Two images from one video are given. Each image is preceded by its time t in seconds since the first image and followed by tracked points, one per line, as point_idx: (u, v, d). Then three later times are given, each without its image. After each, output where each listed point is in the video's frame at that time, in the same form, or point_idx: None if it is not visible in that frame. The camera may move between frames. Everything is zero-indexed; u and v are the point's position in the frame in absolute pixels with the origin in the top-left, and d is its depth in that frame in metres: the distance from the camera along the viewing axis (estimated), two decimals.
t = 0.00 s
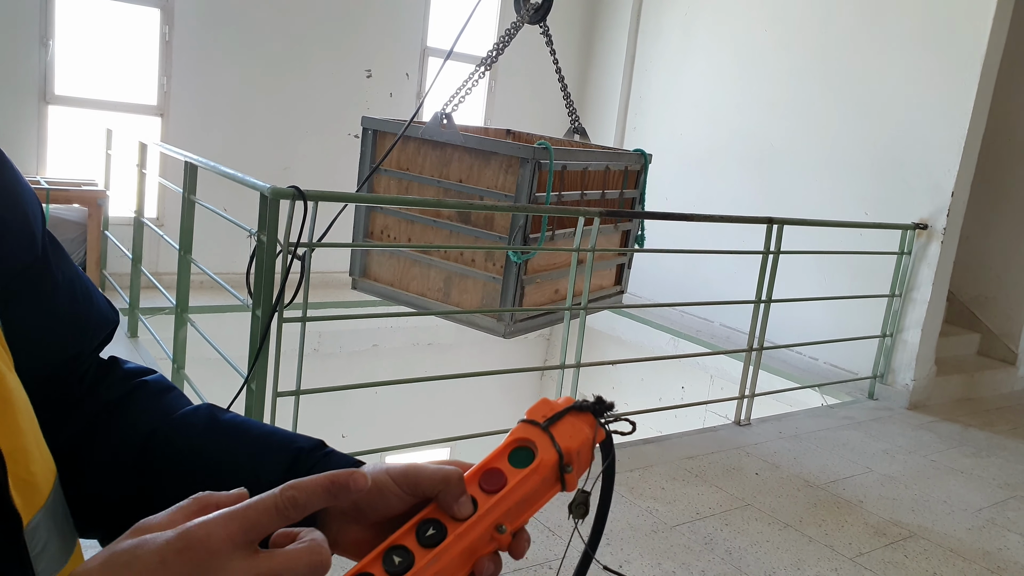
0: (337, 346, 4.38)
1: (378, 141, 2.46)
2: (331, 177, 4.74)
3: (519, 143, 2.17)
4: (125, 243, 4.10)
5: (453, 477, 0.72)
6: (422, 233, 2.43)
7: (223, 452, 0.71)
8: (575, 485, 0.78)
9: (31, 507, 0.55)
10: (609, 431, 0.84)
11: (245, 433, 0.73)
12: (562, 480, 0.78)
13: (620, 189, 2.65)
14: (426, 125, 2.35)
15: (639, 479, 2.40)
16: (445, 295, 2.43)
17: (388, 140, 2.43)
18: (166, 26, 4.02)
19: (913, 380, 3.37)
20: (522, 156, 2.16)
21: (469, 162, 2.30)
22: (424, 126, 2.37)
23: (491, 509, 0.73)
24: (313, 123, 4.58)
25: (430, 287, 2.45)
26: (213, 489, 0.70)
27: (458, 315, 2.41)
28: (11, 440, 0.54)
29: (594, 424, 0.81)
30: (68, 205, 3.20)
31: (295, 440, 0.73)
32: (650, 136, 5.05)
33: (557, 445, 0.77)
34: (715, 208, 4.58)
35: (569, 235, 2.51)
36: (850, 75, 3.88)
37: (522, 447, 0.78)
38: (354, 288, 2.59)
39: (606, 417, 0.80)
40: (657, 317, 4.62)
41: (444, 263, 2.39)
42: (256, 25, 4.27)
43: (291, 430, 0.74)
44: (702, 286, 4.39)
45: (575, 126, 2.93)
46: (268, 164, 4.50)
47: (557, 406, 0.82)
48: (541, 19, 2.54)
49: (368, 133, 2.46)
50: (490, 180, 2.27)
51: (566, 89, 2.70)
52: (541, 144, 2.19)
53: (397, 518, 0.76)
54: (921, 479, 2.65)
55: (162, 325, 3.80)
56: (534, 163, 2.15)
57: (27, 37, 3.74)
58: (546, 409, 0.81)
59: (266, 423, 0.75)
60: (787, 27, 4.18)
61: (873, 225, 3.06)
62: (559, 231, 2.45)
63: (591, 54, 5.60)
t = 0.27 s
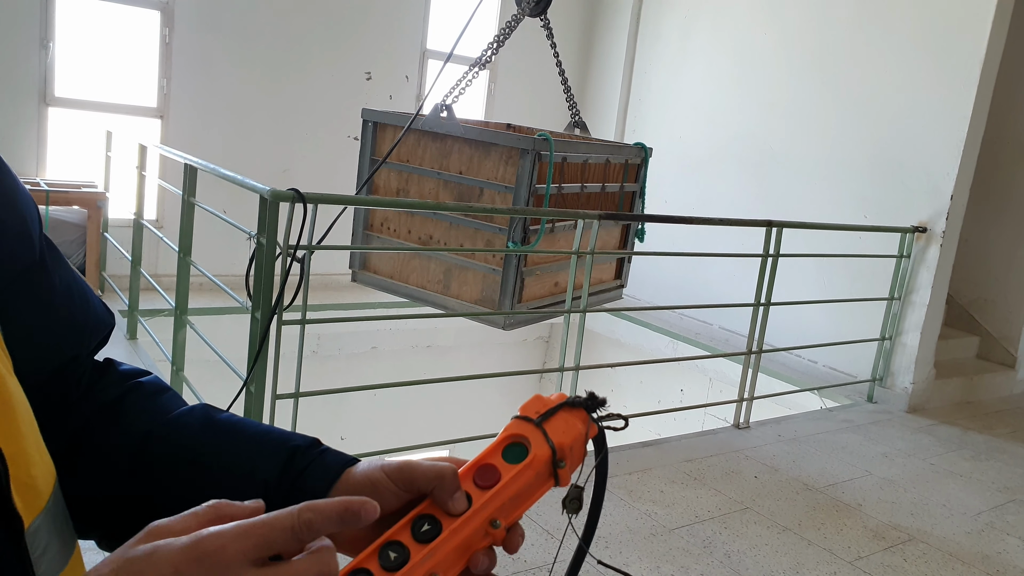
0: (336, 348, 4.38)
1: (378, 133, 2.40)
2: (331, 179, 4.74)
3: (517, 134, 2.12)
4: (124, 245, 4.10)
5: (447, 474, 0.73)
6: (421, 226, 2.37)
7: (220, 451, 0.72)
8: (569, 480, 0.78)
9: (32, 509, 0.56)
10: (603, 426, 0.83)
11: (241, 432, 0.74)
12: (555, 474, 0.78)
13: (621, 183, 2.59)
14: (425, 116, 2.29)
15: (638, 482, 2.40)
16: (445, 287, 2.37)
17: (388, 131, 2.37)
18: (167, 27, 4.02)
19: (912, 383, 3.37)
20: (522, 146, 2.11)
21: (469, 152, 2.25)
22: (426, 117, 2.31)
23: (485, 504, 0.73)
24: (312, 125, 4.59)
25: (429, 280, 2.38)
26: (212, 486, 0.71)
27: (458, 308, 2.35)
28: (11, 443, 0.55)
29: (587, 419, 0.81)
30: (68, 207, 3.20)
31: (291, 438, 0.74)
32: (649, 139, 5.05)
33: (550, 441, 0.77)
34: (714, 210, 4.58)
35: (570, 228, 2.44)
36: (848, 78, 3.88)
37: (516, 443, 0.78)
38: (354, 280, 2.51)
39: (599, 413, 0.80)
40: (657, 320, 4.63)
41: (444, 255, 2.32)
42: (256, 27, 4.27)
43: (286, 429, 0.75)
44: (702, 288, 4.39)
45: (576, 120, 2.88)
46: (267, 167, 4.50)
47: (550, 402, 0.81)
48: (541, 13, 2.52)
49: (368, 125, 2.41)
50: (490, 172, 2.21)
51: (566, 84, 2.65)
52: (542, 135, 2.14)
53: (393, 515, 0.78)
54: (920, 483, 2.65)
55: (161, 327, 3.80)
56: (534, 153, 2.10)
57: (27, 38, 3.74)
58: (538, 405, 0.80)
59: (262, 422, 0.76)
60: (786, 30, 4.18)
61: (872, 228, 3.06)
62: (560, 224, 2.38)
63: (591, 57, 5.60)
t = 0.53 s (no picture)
0: (335, 351, 4.38)
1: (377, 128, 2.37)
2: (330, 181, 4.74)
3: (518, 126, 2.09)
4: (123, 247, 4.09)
5: (440, 476, 0.76)
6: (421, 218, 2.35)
7: (217, 455, 0.72)
8: (562, 481, 0.79)
9: (31, 514, 0.56)
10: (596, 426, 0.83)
11: (236, 436, 0.74)
12: (548, 476, 0.79)
13: (621, 176, 2.57)
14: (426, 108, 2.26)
15: (637, 485, 2.40)
16: (445, 279, 2.36)
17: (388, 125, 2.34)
18: (166, 30, 4.02)
19: (911, 387, 3.38)
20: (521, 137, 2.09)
21: (469, 144, 2.22)
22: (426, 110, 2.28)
23: (478, 506, 0.75)
24: (311, 127, 4.59)
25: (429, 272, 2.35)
26: (208, 490, 0.71)
27: (457, 300, 2.34)
28: (10, 448, 0.55)
29: (580, 421, 0.81)
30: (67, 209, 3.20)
31: (284, 442, 0.75)
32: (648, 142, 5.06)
33: (542, 442, 0.78)
34: (713, 213, 4.58)
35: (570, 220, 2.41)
36: (847, 81, 3.89)
37: (509, 445, 0.79)
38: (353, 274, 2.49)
39: (592, 414, 0.80)
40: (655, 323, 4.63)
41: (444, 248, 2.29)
42: (255, 29, 4.27)
43: (280, 432, 0.76)
44: (700, 291, 4.39)
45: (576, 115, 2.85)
46: (266, 169, 4.50)
47: (543, 403, 0.82)
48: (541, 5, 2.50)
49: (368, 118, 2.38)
50: (491, 163, 2.19)
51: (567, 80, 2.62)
52: (541, 127, 2.12)
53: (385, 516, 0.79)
54: (919, 486, 2.65)
55: (160, 330, 3.80)
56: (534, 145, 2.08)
57: (27, 41, 3.74)
58: (531, 406, 0.81)
59: (255, 426, 0.77)
60: (785, 33, 4.19)
61: (871, 232, 3.06)
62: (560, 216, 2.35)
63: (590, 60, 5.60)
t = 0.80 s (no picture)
0: (335, 353, 4.38)
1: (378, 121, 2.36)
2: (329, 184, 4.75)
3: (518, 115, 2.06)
4: (122, 250, 4.10)
5: (433, 473, 0.75)
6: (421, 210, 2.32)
7: (211, 458, 0.72)
8: (554, 479, 0.79)
9: (33, 516, 0.56)
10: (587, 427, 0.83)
11: (230, 437, 0.74)
12: (541, 474, 0.78)
13: (621, 169, 2.54)
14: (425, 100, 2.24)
15: (636, 487, 2.40)
16: (445, 271, 2.33)
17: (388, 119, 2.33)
18: (166, 33, 4.03)
19: (911, 389, 3.38)
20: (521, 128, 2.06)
21: (469, 135, 2.19)
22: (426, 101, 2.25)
23: (472, 504, 0.74)
24: (310, 130, 4.60)
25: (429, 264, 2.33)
26: (203, 493, 0.71)
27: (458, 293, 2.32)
28: (13, 452, 0.55)
29: (571, 419, 0.81)
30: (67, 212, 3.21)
31: (280, 443, 0.75)
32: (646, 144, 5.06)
33: (535, 441, 0.77)
34: (712, 215, 4.59)
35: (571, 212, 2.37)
36: (846, 84, 3.89)
37: (502, 444, 0.78)
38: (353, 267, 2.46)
39: (583, 413, 0.81)
40: (655, 325, 4.63)
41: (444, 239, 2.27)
42: (255, 32, 4.28)
43: (275, 433, 0.76)
44: (700, 294, 4.39)
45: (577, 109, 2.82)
46: (266, 172, 4.50)
47: (536, 403, 0.81)
48: None
49: (368, 111, 2.38)
50: (490, 154, 2.16)
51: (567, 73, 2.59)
52: (541, 118, 2.08)
53: (381, 516, 0.78)
54: (918, 489, 2.65)
55: (160, 333, 3.80)
56: (534, 136, 2.05)
57: (27, 44, 3.75)
58: (524, 406, 0.80)
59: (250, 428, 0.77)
60: (783, 36, 4.19)
61: (871, 234, 3.06)
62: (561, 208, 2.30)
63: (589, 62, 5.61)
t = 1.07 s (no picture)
0: (334, 355, 4.38)
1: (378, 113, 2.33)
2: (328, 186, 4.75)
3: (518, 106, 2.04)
4: (122, 252, 4.10)
5: (428, 474, 0.75)
6: (421, 202, 2.28)
7: (208, 459, 0.73)
8: (549, 480, 0.79)
9: (30, 518, 0.56)
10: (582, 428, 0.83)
11: (226, 440, 0.74)
12: (536, 475, 0.78)
13: (622, 163, 2.50)
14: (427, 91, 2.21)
15: (635, 490, 2.40)
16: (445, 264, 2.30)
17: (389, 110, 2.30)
18: (166, 35, 4.03)
19: (909, 392, 3.38)
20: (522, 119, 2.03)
21: (470, 126, 2.17)
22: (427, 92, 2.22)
23: (467, 504, 0.74)
24: (310, 132, 4.60)
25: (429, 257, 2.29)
26: (201, 494, 0.71)
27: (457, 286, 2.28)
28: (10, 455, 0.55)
29: (565, 420, 0.81)
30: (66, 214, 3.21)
31: (276, 445, 0.76)
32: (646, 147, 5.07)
33: (530, 441, 0.78)
34: (711, 218, 4.59)
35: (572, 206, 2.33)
36: (845, 87, 3.90)
37: (497, 445, 0.78)
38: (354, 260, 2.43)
39: (577, 414, 0.81)
40: (654, 328, 4.64)
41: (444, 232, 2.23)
42: (255, 34, 4.28)
43: (270, 435, 0.76)
44: (699, 297, 4.40)
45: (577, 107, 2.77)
46: (265, 174, 4.51)
47: (530, 404, 0.82)
48: None
49: (368, 103, 2.35)
50: (491, 146, 2.13)
51: (567, 65, 2.54)
52: (542, 109, 2.06)
53: (377, 517, 0.78)
54: (917, 491, 2.65)
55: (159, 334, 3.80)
56: (535, 127, 2.02)
57: (26, 46, 3.75)
58: (519, 407, 0.81)
59: (246, 429, 0.77)
60: (782, 39, 4.20)
61: (869, 237, 3.07)
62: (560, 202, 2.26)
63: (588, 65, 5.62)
